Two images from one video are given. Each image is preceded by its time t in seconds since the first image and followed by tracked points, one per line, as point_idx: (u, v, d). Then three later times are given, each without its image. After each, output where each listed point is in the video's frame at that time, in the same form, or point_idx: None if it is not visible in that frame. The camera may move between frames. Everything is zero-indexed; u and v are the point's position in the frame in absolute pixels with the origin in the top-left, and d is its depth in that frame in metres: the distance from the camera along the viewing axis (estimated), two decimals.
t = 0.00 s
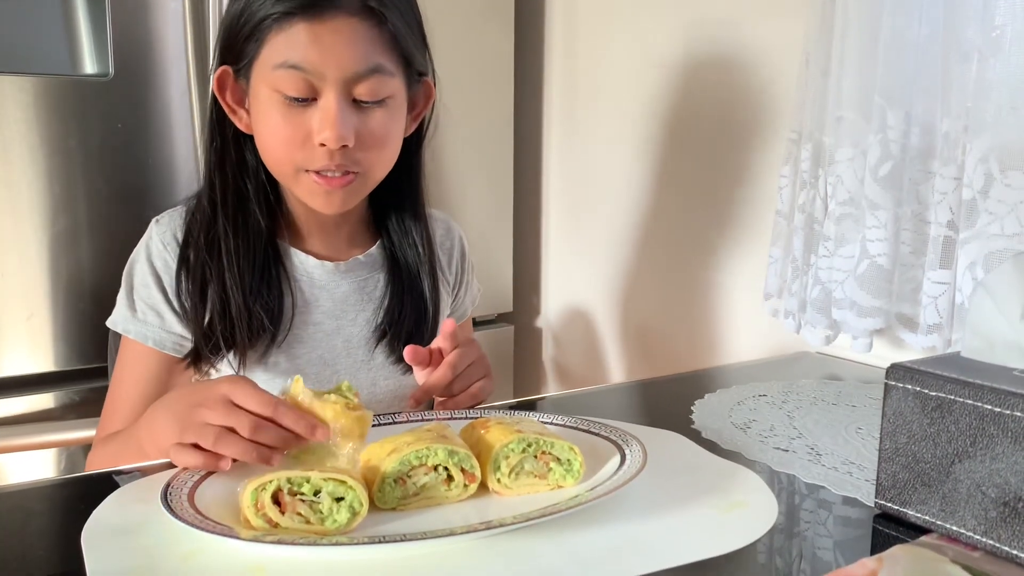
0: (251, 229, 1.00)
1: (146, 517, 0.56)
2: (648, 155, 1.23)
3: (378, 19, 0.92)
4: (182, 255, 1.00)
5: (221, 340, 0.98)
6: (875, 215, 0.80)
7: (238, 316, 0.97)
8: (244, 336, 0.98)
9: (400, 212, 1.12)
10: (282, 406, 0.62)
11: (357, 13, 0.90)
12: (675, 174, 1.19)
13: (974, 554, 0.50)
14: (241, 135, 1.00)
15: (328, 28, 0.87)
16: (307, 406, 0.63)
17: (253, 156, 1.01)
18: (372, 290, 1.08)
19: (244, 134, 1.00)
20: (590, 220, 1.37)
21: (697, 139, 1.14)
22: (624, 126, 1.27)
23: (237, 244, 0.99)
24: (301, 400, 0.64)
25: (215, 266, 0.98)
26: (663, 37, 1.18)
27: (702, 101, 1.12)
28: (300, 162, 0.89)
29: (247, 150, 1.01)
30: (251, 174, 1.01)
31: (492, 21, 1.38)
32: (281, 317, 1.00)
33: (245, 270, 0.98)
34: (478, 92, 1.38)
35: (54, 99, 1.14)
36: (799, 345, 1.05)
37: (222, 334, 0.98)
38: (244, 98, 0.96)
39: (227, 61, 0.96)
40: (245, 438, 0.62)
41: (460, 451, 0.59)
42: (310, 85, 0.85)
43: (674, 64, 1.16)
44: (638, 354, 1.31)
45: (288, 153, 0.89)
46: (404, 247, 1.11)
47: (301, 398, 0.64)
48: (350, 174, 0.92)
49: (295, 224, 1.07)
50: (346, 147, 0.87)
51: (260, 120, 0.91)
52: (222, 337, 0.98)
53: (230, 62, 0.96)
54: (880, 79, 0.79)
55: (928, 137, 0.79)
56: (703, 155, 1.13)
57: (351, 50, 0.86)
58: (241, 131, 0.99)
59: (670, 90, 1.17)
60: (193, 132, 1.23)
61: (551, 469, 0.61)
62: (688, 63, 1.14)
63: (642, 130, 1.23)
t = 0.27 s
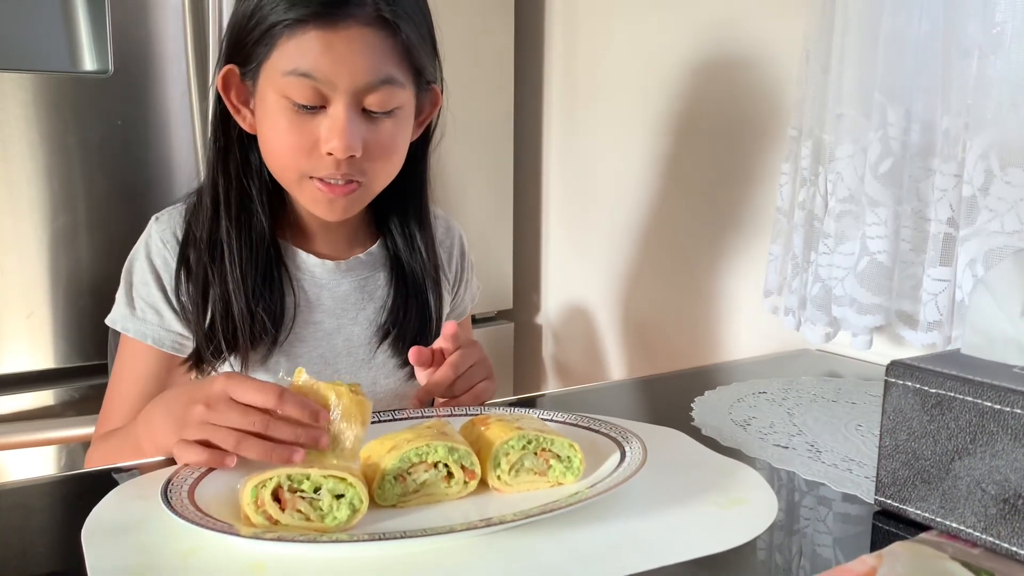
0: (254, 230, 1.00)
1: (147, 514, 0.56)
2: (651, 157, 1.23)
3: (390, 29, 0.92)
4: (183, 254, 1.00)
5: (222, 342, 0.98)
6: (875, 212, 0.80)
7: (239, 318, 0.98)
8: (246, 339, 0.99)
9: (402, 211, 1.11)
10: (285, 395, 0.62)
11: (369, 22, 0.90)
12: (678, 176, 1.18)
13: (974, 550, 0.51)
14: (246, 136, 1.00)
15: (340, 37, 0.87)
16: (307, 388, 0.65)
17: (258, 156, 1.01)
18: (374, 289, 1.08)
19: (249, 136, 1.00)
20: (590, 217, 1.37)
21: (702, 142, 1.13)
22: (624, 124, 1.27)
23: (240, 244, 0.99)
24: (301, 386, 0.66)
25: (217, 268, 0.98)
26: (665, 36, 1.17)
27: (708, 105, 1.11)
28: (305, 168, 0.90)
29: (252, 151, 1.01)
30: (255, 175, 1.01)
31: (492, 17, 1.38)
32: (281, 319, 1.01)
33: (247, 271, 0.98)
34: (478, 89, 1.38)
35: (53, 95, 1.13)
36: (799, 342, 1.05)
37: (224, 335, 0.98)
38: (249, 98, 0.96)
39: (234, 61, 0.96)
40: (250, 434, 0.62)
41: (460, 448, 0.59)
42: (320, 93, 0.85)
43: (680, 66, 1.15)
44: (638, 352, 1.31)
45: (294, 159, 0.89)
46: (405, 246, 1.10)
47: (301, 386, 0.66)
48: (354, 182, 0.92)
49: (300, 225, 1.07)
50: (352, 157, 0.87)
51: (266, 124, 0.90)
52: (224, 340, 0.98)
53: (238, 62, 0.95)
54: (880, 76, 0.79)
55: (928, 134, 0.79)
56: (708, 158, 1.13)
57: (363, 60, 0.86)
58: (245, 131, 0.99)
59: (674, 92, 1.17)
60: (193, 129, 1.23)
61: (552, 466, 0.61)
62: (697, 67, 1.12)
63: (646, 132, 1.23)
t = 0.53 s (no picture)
0: (256, 228, 1.00)
1: (147, 512, 0.56)
2: (653, 156, 1.22)
3: (396, 31, 0.91)
4: (184, 251, 1.00)
5: (224, 338, 0.98)
6: (875, 209, 0.80)
7: (241, 316, 0.97)
8: (247, 336, 0.99)
9: (404, 211, 1.11)
10: (268, 374, 0.61)
11: (375, 24, 0.89)
12: (679, 174, 1.18)
13: (973, 547, 0.51)
14: (248, 134, 1.00)
15: (346, 38, 0.87)
16: (286, 361, 0.64)
17: (260, 153, 1.01)
18: (374, 287, 1.08)
19: (251, 133, 1.00)
20: (591, 215, 1.37)
21: (705, 141, 1.13)
22: (625, 121, 1.27)
23: (241, 241, 0.98)
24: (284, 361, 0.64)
25: (219, 264, 0.98)
26: (665, 33, 1.17)
27: (711, 104, 1.11)
28: (308, 168, 0.90)
29: (254, 148, 1.00)
30: (257, 172, 1.01)
31: (491, 14, 1.38)
32: (282, 317, 1.01)
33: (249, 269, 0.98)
34: (478, 85, 1.38)
35: (53, 92, 1.13)
36: (799, 340, 1.05)
37: (225, 332, 0.98)
38: (252, 95, 0.96)
39: (237, 58, 0.96)
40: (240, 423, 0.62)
41: (460, 445, 0.59)
42: (325, 94, 0.84)
43: (682, 65, 1.15)
44: (638, 349, 1.31)
45: (297, 158, 0.89)
46: (406, 245, 1.10)
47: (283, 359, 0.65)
48: (356, 183, 0.92)
49: (301, 224, 1.07)
50: (356, 158, 0.87)
51: (269, 123, 0.90)
52: (225, 337, 0.98)
53: (242, 59, 0.95)
54: (881, 74, 0.79)
55: (929, 131, 0.78)
56: (710, 157, 1.13)
57: (369, 62, 0.86)
58: (247, 128, 0.99)
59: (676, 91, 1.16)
60: (193, 126, 1.23)
61: (552, 463, 0.61)
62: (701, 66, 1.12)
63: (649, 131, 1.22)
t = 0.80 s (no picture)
0: (255, 223, 1.00)
1: (147, 510, 0.56)
2: (652, 153, 1.22)
3: (395, 26, 0.91)
4: (183, 249, 1.00)
5: (221, 334, 0.98)
6: (875, 207, 0.79)
7: (240, 311, 0.98)
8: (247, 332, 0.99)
9: (404, 209, 1.11)
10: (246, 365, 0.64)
11: (374, 18, 0.89)
12: (679, 171, 1.18)
13: (973, 545, 0.51)
14: (248, 128, 1.00)
15: (344, 31, 0.86)
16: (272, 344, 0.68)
17: (260, 148, 1.01)
18: (374, 285, 1.08)
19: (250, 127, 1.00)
20: (590, 213, 1.37)
21: (706, 138, 1.13)
22: (624, 119, 1.26)
23: (241, 237, 0.99)
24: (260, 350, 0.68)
25: (217, 259, 0.98)
26: (665, 31, 1.17)
27: (711, 101, 1.11)
28: (304, 162, 0.90)
29: (253, 143, 1.01)
30: (256, 167, 1.01)
31: (491, 12, 1.38)
32: (281, 312, 1.01)
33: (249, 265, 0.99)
34: (478, 84, 1.38)
35: (52, 90, 1.13)
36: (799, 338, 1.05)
37: (224, 328, 0.98)
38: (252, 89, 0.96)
39: (237, 52, 0.96)
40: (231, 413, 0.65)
41: (460, 443, 0.59)
42: (322, 88, 0.84)
43: (682, 62, 1.15)
44: (638, 347, 1.31)
45: (294, 152, 0.89)
46: (406, 243, 1.11)
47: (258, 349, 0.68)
48: (354, 178, 0.92)
49: (301, 221, 1.07)
50: (352, 153, 0.87)
51: (267, 117, 0.90)
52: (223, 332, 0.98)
53: (241, 53, 0.95)
54: (881, 72, 0.79)
55: (929, 129, 0.78)
56: (709, 154, 1.13)
57: (367, 56, 0.85)
58: (246, 123, 0.99)
59: (677, 88, 1.16)
60: (192, 124, 1.23)
61: (552, 461, 0.61)
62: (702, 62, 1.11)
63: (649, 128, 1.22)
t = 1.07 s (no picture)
0: (254, 217, 1.01)
1: (147, 509, 0.56)
2: (649, 147, 1.23)
3: (391, 16, 0.92)
4: (182, 247, 1.00)
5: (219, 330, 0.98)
6: (875, 206, 0.80)
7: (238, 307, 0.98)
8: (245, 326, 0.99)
9: (405, 206, 1.12)
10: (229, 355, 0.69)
11: (369, 7, 0.90)
12: (676, 166, 1.18)
13: (973, 544, 0.51)
14: (246, 121, 1.00)
15: (338, 18, 0.87)
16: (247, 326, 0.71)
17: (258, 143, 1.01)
18: (373, 284, 1.08)
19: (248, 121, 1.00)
20: (590, 211, 1.37)
21: (701, 131, 1.13)
22: (623, 117, 1.27)
23: (240, 233, 0.99)
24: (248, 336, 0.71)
25: (215, 256, 0.98)
26: (663, 30, 1.17)
27: (705, 94, 1.11)
28: (300, 153, 0.90)
29: (252, 138, 1.01)
30: (254, 161, 1.01)
31: (491, 12, 1.38)
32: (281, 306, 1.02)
33: (248, 261, 0.99)
34: (477, 82, 1.38)
35: (52, 89, 1.13)
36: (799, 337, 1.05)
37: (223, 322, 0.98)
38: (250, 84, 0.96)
39: (237, 46, 0.96)
40: (228, 397, 0.71)
41: (460, 443, 0.59)
42: (316, 76, 0.85)
43: (681, 60, 1.15)
44: (638, 347, 1.31)
45: (289, 142, 0.89)
46: (406, 242, 1.11)
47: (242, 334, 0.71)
48: (348, 169, 0.92)
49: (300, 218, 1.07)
50: (346, 141, 0.87)
51: (264, 108, 0.91)
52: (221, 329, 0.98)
53: (240, 47, 0.96)
54: (880, 71, 0.79)
55: (929, 129, 0.78)
56: (704, 148, 1.13)
57: (360, 45, 0.86)
58: (245, 117, 0.99)
59: (674, 82, 1.17)
60: (191, 124, 1.23)
61: (551, 460, 0.61)
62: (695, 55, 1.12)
63: (646, 123, 1.23)
